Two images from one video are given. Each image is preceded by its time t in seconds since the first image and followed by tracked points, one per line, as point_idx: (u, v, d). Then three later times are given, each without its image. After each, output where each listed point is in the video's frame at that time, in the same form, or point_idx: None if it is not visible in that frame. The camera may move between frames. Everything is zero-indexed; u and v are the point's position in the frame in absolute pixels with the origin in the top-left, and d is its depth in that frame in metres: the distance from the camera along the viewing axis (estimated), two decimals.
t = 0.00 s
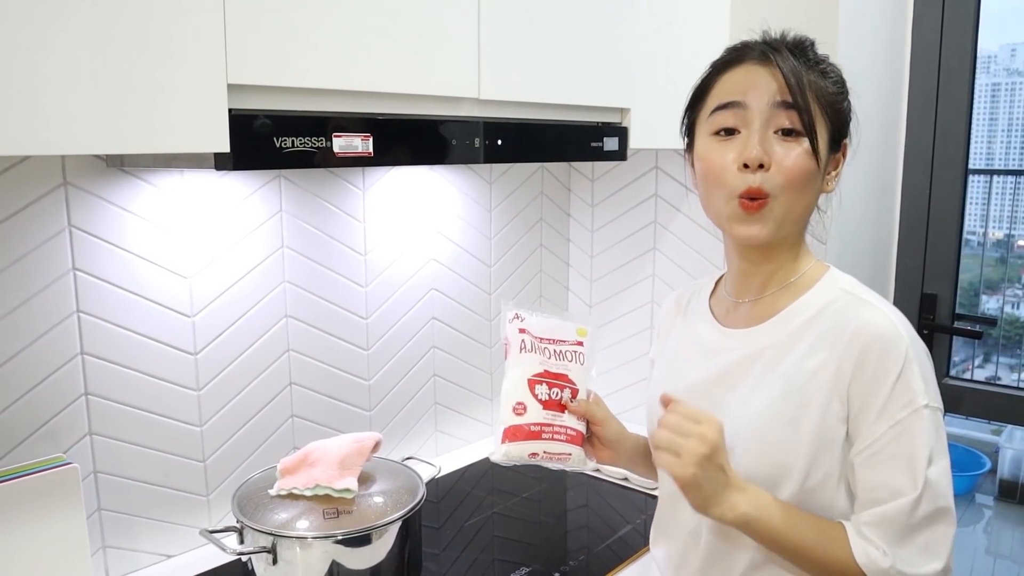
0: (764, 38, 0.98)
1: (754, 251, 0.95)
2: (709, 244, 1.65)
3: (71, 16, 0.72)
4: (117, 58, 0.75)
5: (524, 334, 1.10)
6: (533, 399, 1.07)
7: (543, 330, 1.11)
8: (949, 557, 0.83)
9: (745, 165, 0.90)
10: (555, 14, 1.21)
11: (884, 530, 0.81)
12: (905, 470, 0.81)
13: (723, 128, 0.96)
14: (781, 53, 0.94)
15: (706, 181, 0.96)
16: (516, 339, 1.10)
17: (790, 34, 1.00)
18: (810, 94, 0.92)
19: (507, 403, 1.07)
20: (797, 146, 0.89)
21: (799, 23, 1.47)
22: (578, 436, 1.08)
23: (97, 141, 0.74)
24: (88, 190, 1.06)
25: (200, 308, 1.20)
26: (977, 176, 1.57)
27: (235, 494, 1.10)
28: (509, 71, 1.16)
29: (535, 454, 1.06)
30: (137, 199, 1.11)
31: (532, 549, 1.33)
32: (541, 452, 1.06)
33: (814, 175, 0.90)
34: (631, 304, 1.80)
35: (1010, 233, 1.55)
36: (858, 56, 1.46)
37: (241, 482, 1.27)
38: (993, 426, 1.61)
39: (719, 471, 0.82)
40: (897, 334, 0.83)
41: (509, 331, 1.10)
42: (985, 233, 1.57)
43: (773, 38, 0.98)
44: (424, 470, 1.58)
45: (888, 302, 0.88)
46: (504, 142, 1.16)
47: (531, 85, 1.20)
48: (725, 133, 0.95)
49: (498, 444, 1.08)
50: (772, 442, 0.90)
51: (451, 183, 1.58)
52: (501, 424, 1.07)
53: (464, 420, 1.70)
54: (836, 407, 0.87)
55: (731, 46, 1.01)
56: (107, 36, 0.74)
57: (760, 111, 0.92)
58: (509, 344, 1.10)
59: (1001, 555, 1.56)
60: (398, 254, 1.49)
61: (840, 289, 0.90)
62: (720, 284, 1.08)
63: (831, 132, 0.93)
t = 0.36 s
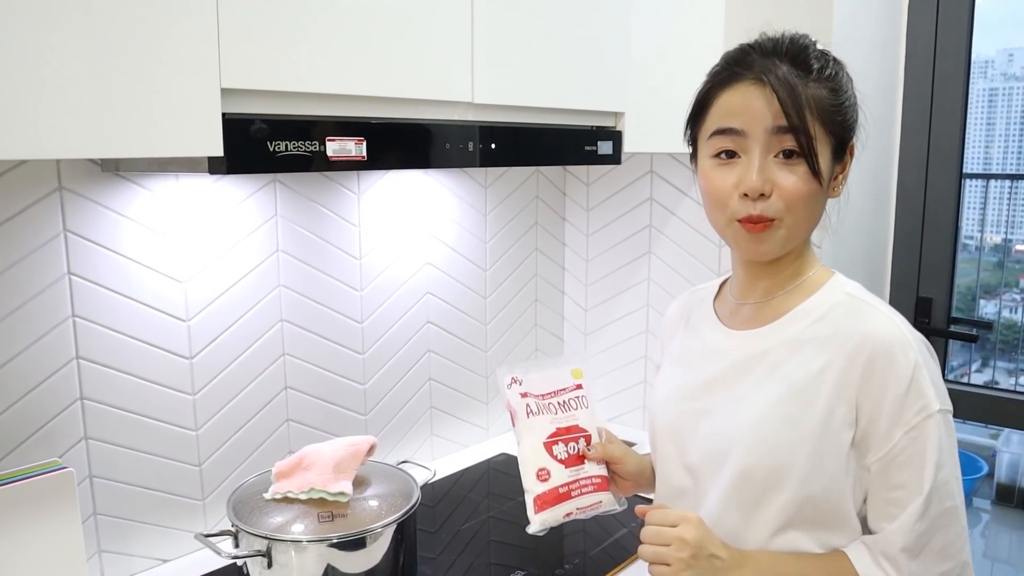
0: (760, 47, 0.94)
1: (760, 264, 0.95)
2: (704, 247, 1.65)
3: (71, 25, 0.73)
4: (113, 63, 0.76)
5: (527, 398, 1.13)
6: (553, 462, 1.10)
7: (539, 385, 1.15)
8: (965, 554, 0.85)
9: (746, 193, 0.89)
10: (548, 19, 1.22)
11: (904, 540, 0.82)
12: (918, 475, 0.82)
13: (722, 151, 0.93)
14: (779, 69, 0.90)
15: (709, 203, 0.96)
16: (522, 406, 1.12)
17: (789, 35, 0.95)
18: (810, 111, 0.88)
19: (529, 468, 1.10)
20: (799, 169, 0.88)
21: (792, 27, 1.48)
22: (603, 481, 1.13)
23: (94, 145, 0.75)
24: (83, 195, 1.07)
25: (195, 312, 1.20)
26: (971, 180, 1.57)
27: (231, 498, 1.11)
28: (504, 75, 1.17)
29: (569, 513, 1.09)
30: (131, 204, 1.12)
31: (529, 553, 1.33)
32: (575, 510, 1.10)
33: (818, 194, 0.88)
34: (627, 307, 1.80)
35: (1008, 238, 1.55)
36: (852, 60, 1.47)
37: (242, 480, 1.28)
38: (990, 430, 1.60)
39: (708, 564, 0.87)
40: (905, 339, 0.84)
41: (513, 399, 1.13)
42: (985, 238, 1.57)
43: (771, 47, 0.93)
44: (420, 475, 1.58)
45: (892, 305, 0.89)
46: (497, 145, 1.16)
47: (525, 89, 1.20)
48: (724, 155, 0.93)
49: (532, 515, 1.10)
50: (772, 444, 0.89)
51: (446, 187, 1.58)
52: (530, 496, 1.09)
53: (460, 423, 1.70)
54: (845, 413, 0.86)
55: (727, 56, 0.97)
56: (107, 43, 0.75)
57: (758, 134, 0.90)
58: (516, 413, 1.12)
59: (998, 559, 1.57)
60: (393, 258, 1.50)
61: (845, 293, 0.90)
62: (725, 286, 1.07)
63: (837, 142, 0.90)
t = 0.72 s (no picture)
0: (757, 44, 0.94)
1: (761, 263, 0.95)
2: (699, 246, 1.65)
3: (68, 22, 0.72)
4: (108, 60, 0.75)
5: (526, 401, 1.13)
6: (553, 463, 1.10)
7: (537, 387, 1.15)
8: (964, 555, 0.85)
9: (743, 193, 0.89)
10: (544, 17, 1.22)
11: (904, 537, 0.82)
12: (920, 475, 0.82)
13: (720, 150, 0.94)
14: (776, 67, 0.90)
15: (708, 203, 0.96)
16: (521, 409, 1.12)
17: (788, 31, 0.95)
18: (807, 110, 0.88)
19: (529, 471, 1.10)
20: (796, 169, 0.88)
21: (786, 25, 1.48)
22: (602, 481, 1.13)
23: (89, 142, 0.75)
24: (76, 193, 1.06)
25: (190, 311, 1.20)
26: (965, 179, 1.58)
27: (225, 498, 1.10)
28: (499, 73, 1.17)
29: (569, 514, 1.10)
30: (126, 202, 1.11)
31: (524, 552, 1.33)
32: (575, 511, 1.11)
33: (816, 193, 0.89)
34: (621, 306, 1.81)
35: (1000, 237, 1.56)
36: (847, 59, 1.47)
37: (237, 479, 1.28)
38: (982, 428, 1.60)
39: (710, 561, 0.87)
40: (910, 341, 0.84)
41: (511, 401, 1.12)
42: (980, 237, 1.58)
43: (769, 44, 0.93)
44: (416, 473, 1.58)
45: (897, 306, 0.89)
46: (492, 143, 1.16)
47: (520, 86, 1.20)
48: (722, 155, 0.93)
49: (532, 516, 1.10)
50: (770, 442, 0.90)
51: (442, 185, 1.58)
52: (530, 498, 1.09)
53: (455, 422, 1.70)
54: (849, 411, 0.86)
55: (725, 53, 0.97)
56: (104, 40, 0.75)
57: (755, 133, 0.90)
58: (514, 415, 1.12)
59: (991, 556, 1.58)
60: (388, 257, 1.50)
61: (849, 292, 0.90)
62: (726, 283, 1.07)
63: (835, 139, 0.90)
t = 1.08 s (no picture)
0: (737, 43, 0.94)
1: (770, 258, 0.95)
2: (698, 243, 1.66)
3: (73, 22, 0.72)
4: (113, 56, 0.75)
5: (528, 395, 1.12)
6: (554, 457, 1.10)
7: (540, 380, 1.15)
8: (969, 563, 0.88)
9: (710, 190, 0.91)
10: (543, 14, 1.22)
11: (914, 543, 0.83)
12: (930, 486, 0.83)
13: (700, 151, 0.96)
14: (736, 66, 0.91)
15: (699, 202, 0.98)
16: (523, 403, 1.12)
17: (765, 24, 0.95)
18: (767, 102, 0.88)
19: (531, 464, 1.10)
20: (756, 162, 0.88)
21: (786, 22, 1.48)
22: (604, 473, 1.14)
23: (93, 138, 0.74)
24: (79, 188, 1.06)
25: (191, 307, 1.20)
26: (960, 177, 1.59)
27: (228, 494, 1.10)
28: (500, 69, 1.17)
29: (570, 506, 1.10)
30: (127, 198, 1.11)
31: (524, 548, 1.33)
32: (576, 502, 1.11)
33: (782, 185, 0.87)
34: (621, 303, 1.81)
35: (993, 236, 1.57)
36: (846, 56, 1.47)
37: (238, 475, 1.28)
38: (978, 425, 1.59)
39: (710, 567, 0.87)
40: (925, 348, 0.84)
41: (513, 395, 1.12)
42: (973, 235, 1.59)
43: (740, 41, 0.94)
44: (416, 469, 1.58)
45: (914, 311, 0.89)
46: (496, 139, 1.16)
47: (521, 83, 1.20)
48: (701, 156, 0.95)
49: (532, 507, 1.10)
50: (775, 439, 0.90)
51: (443, 183, 1.59)
52: (531, 490, 1.10)
53: (454, 419, 1.70)
54: (858, 411, 0.87)
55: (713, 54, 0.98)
56: (107, 39, 0.75)
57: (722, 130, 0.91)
58: (516, 408, 1.12)
59: (987, 553, 1.59)
60: (389, 253, 1.50)
61: (867, 295, 0.90)
62: (742, 280, 1.07)
63: (810, 128, 0.87)
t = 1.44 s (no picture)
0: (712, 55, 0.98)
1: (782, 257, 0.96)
2: (699, 240, 1.66)
3: (82, 21, 0.73)
4: (119, 53, 0.75)
5: (532, 388, 1.14)
6: (554, 446, 1.12)
7: (544, 374, 1.16)
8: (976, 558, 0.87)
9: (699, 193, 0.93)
10: (545, 11, 1.22)
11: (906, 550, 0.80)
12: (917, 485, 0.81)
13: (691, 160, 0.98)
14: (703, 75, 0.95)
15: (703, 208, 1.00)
16: (527, 395, 1.13)
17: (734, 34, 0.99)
18: (733, 101, 0.91)
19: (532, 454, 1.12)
20: (732, 156, 0.89)
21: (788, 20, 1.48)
22: (607, 464, 1.14)
23: (99, 134, 0.75)
24: (85, 185, 1.06)
25: (196, 303, 1.20)
26: (958, 176, 1.59)
27: (232, 489, 1.10)
28: (504, 66, 1.17)
29: (570, 494, 1.12)
30: (133, 194, 1.11)
31: (526, 544, 1.33)
32: (576, 491, 1.12)
33: (762, 174, 0.87)
34: (622, 300, 1.82)
35: (988, 234, 1.58)
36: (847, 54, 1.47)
37: (243, 471, 1.28)
38: (976, 422, 1.60)
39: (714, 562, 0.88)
40: (931, 353, 0.83)
41: (518, 388, 1.14)
42: (969, 234, 1.60)
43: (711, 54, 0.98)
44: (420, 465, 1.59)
45: (928, 314, 0.89)
46: (501, 136, 1.17)
47: (524, 80, 1.20)
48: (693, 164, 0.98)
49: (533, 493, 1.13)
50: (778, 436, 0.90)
51: (445, 179, 1.59)
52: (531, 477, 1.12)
53: (457, 415, 1.71)
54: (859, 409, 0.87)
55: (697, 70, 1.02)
56: (114, 37, 0.75)
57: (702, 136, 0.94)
58: (520, 400, 1.14)
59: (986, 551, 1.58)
60: (393, 250, 1.50)
61: (882, 299, 0.89)
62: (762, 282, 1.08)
63: (782, 116, 0.88)
